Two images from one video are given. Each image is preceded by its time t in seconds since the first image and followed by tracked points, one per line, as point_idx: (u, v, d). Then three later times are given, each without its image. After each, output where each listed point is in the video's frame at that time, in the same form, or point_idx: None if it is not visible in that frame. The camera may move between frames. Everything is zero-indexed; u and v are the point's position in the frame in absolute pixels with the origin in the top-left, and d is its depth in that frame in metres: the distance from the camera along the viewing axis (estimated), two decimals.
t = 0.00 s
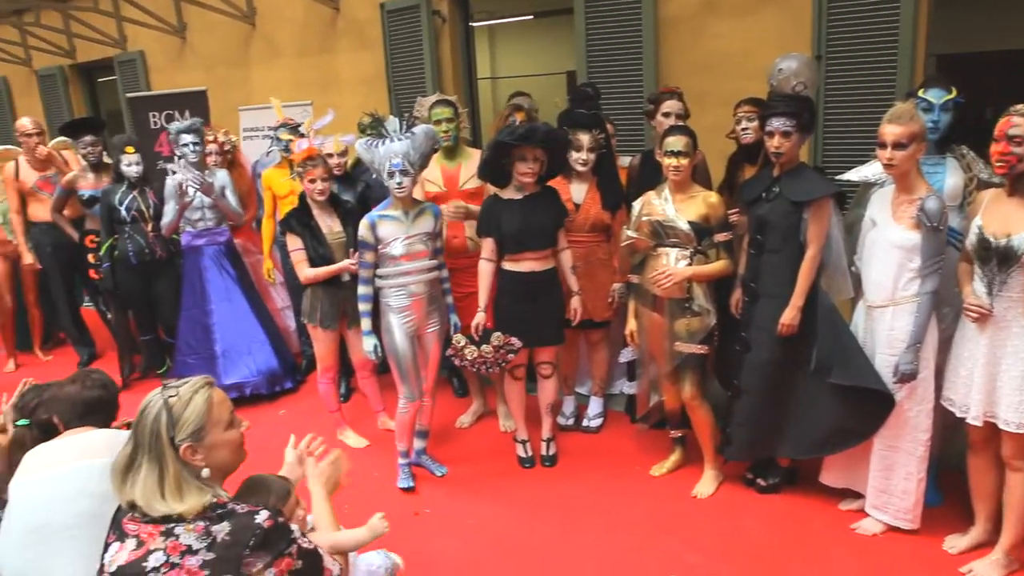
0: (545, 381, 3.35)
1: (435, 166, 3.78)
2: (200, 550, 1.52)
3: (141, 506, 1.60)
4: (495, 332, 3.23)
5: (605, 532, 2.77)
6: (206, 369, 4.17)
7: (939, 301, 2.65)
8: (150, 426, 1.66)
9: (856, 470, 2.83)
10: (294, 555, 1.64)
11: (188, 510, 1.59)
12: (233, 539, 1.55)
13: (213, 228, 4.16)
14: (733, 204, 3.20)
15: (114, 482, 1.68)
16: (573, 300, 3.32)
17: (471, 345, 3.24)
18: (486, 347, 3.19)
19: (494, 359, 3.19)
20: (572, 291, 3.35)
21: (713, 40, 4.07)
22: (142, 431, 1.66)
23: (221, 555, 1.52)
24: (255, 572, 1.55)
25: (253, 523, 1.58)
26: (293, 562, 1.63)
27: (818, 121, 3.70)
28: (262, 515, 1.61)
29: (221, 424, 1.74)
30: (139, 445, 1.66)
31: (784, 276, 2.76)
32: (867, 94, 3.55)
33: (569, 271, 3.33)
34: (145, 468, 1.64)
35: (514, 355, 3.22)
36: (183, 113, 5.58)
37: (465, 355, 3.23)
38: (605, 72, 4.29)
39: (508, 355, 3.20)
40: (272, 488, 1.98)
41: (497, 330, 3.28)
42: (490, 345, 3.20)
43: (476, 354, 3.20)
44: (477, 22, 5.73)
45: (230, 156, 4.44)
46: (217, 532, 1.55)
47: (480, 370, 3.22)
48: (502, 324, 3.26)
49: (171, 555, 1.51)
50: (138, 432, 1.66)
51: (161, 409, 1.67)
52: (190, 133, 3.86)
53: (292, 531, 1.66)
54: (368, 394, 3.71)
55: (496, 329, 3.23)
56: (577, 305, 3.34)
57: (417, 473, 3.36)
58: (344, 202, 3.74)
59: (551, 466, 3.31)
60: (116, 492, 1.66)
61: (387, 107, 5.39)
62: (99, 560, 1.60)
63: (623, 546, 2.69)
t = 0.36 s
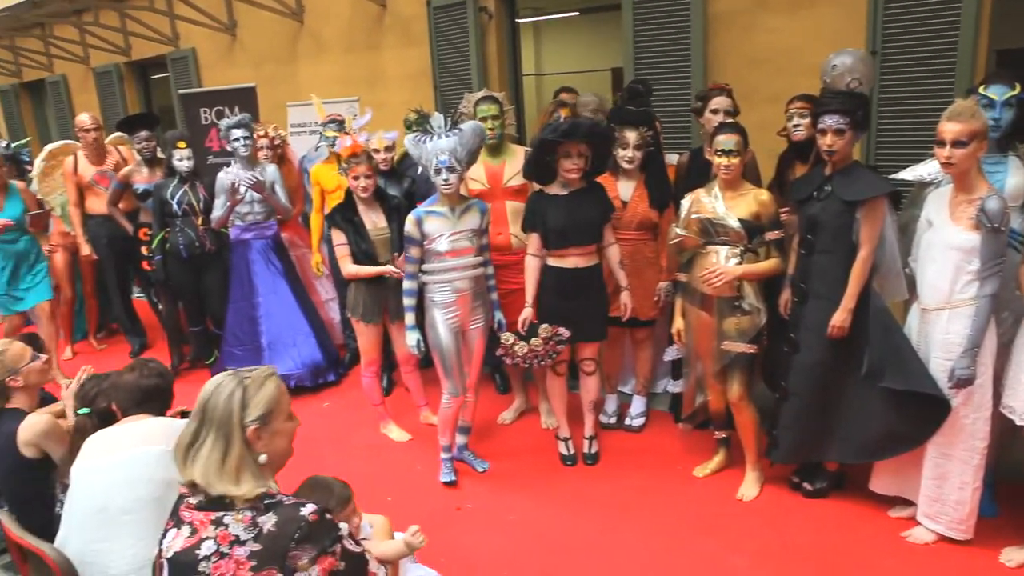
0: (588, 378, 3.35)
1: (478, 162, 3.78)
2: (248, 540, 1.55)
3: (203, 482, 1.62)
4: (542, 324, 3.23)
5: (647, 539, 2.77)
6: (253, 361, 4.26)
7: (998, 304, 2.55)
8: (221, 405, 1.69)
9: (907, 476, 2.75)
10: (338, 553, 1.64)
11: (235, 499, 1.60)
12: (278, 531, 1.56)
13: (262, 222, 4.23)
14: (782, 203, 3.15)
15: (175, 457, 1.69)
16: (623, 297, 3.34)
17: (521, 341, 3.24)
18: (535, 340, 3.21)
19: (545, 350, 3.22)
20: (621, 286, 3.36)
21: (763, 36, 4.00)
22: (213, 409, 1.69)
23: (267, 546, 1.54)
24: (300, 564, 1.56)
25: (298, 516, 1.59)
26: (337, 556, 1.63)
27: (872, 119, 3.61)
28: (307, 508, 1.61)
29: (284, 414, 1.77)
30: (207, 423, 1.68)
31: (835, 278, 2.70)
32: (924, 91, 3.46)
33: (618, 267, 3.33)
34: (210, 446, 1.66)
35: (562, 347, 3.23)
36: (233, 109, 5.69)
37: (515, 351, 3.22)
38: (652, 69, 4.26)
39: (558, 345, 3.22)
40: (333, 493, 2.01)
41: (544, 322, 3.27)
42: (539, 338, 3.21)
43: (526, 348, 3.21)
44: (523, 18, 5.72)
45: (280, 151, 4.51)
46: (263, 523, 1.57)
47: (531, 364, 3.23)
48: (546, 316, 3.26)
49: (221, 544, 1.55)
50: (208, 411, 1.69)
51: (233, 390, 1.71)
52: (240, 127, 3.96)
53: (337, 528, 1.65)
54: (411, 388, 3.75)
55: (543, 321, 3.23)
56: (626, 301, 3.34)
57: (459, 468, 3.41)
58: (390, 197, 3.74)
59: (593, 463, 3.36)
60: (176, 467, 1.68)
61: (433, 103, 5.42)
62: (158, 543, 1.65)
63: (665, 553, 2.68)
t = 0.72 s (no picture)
0: (630, 378, 3.36)
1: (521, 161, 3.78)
2: (296, 534, 1.54)
3: (322, 454, 1.68)
4: (586, 323, 3.25)
5: (688, 542, 2.76)
6: (297, 355, 4.33)
7: None
8: (321, 383, 1.76)
9: (959, 486, 2.68)
10: (381, 554, 1.61)
11: (286, 490, 1.60)
12: (325, 526, 1.55)
13: (307, 219, 4.28)
14: (830, 203, 3.11)
15: (274, 435, 1.69)
16: (662, 298, 3.33)
17: (564, 338, 3.24)
18: (579, 338, 3.21)
19: (589, 349, 3.22)
20: (663, 287, 3.37)
21: (813, 34, 3.93)
22: (309, 386, 1.75)
23: (315, 541, 1.54)
24: (346, 561, 1.55)
25: (345, 512, 1.57)
26: (383, 556, 1.61)
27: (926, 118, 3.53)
28: (355, 504, 1.60)
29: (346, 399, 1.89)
30: (307, 400, 1.73)
31: (887, 281, 2.65)
32: (982, 90, 3.36)
33: (661, 267, 3.35)
34: (317, 421, 1.72)
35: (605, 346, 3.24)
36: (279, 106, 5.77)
37: (560, 348, 3.22)
38: (698, 67, 4.21)
39: (602, 344, 3.22)
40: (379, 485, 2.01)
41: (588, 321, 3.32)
42: (582, 336, 3.22)
43: (570, 346, 3.21)
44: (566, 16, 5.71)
45: (325, 147, 4.58)
46: (310, 517, 1.56)
47: (575, 361, 3.23)
48: (588, 314, 3.32)
49: (269, 537, 1.55)
50: (305, 388, 1.74)
51: (326, 371, 1.79)
52: (283, 125, 4.01)
53: (384, 528, 1.62)
54: (453, 385, 3.79)
55: (587, 320, 3.25)
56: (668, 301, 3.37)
57: (499, 465, 3.44)
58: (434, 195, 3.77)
59: (633, 464, 3.37)
60: (279, 445, 1.68)
61: (477, 101, 5.44)
62: (208, 531, 1.67)
63: (706, 557, 2.66)
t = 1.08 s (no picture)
0: (672, 380, 3.36)
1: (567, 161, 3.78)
2: (345, 522, 1.59)
3: (364, 466, 1.68)
4: (628, 325, 3.24)
5: (727, 546, 2.74)
6: (338, 351, 4.37)
7: None
8: (356, 388, 1.72)
9: (1011, 499, 2.61)
10: (429, 543, 1.65)
11: (334, 481, 1.65)
12: (374, 514, 1.59)
13: (350, 216, 4.33)
14: (879, 206, 3.05)
15: (313, 451, 1.68)
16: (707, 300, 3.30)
17: (604, 336, 3.25)
18: (618, 339, 3.22)
19: (626, 351, 3.23)
20: (707, 290, 3.36)
21: (864, 33, 3.85)
22: (346, 395, 1.72)
23: (364, 529, 1.58)
24: (394, 548, 1.59)
25: (393, 501, 1.61)
26: (429, 545, 1.65)
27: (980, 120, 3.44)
28: (402, 494, 1.64)
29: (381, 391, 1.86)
30: (344, 408, 1.72)
31: (940, 286, 2.58)
32: None
33: (705, 270, 3.32)
34: (357, 429, 1.71)
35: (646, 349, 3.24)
36: (323, 104, 5.84)
37: (596, 346, 3.24)
38: (744, 67, 4.16)
39: (640, 349, 3.22)
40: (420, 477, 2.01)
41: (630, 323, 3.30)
42: (622, 337, 3.23)
43: (606, 345, 3.22)
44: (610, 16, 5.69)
45: (369, 145, 4.63)
46: (359, 506, 1.60)
47: (610, 361, 3.24)
48: (631, 316, 3.31)
49: (319, 525, 1.59)
50: (343, 397, 1.71)
51: (358, 371, 1.76)
52: (328, 123, 4.06)
53: (429, 518, 1.67)
54: (492, 383, 3.81)
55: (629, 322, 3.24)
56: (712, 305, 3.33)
57: (538, 464, 3.46)
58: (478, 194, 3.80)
59: (673, 467, 3.36)
60: (320, 461, 1.68)
61: (519, 101, 5.45)
62: (257, 521, 1.71)
63: (746, 562, 2.64)
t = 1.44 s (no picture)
0: (715, 383, 3.33)
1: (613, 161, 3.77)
2: (392, 515, 1.60)
3: (416, 466, 1.71)
4: (669, 328, 3.28)
5: (770, 552, 2.71)
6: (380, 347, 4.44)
7: None
8: (400, 387, 1.76)
9: None
10: (476, 541, 1.63)
11: (382, 476, 1.68)
12: (421, 509, 1.60)
13: (394, 214, 4.38)
14: (934, 209, 2.98)
15: (364, 456, 1.70)
16: (752, 304, 3.29)
17: (644, 337, 3.31)
18: (658, 341, 3.26)
19: (665, 353, 3.25)
20: (753, 294, 3.31)
21: (919, 32, 3.77)
22: (392, 395, 1.75)
23: (410, 523, 1.59)
24: (441, 544, 1.58)
25: (440, 497, 1.62)
26: (477, 543, 1.63)
27: None
28: (449, 491, 1.64)
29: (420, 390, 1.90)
30: (391, 409, 1.75)
31: (999, 292, 2.50)
32: None
33: (750, 274, 3.27)
34: (404, 429, 1.74)
35: (685, 353, 3.26)
36: (367, 102, 5.90)
37: (637, 345, 3.31)
38: (792, 67, 4.10)
39: (679, 353, 3.24)
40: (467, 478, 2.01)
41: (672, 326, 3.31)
42: (662, 339, 3.26)
43: (648, 346, 3.27)
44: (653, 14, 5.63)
45: (414, 145, 4.67)
46: (407, 500, 1.62)
47: (649, 361, 3.30)
48: (673, 319, 3.30)
49: (367, 517, 1.62)
50: (390, 397, 1.75)
51: (400, 370, 1.79)
52: (377, 121, 4.11)
53: (477, 515, 1.65)
54: (533, 382, 3.83)
55: (670, 325, 3.27)
56: (757, 309, 3.30)
57: (577, 464, 3.46)
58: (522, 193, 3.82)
59: (714, 470, 3.33)
60: (371, 466, 1.69)
61: (562, 100, 5.45)
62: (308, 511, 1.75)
63: (789, 568, 2.60)
